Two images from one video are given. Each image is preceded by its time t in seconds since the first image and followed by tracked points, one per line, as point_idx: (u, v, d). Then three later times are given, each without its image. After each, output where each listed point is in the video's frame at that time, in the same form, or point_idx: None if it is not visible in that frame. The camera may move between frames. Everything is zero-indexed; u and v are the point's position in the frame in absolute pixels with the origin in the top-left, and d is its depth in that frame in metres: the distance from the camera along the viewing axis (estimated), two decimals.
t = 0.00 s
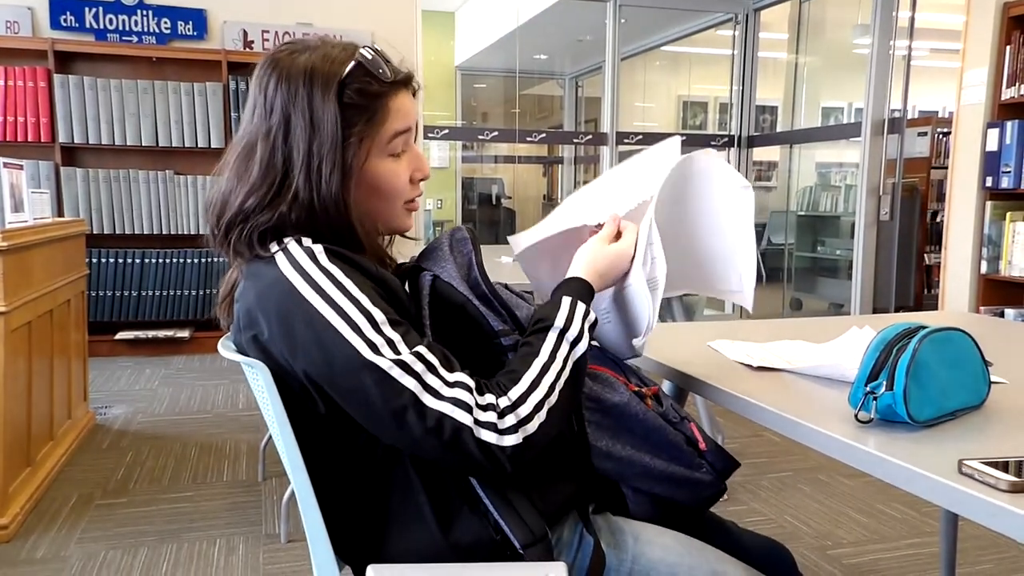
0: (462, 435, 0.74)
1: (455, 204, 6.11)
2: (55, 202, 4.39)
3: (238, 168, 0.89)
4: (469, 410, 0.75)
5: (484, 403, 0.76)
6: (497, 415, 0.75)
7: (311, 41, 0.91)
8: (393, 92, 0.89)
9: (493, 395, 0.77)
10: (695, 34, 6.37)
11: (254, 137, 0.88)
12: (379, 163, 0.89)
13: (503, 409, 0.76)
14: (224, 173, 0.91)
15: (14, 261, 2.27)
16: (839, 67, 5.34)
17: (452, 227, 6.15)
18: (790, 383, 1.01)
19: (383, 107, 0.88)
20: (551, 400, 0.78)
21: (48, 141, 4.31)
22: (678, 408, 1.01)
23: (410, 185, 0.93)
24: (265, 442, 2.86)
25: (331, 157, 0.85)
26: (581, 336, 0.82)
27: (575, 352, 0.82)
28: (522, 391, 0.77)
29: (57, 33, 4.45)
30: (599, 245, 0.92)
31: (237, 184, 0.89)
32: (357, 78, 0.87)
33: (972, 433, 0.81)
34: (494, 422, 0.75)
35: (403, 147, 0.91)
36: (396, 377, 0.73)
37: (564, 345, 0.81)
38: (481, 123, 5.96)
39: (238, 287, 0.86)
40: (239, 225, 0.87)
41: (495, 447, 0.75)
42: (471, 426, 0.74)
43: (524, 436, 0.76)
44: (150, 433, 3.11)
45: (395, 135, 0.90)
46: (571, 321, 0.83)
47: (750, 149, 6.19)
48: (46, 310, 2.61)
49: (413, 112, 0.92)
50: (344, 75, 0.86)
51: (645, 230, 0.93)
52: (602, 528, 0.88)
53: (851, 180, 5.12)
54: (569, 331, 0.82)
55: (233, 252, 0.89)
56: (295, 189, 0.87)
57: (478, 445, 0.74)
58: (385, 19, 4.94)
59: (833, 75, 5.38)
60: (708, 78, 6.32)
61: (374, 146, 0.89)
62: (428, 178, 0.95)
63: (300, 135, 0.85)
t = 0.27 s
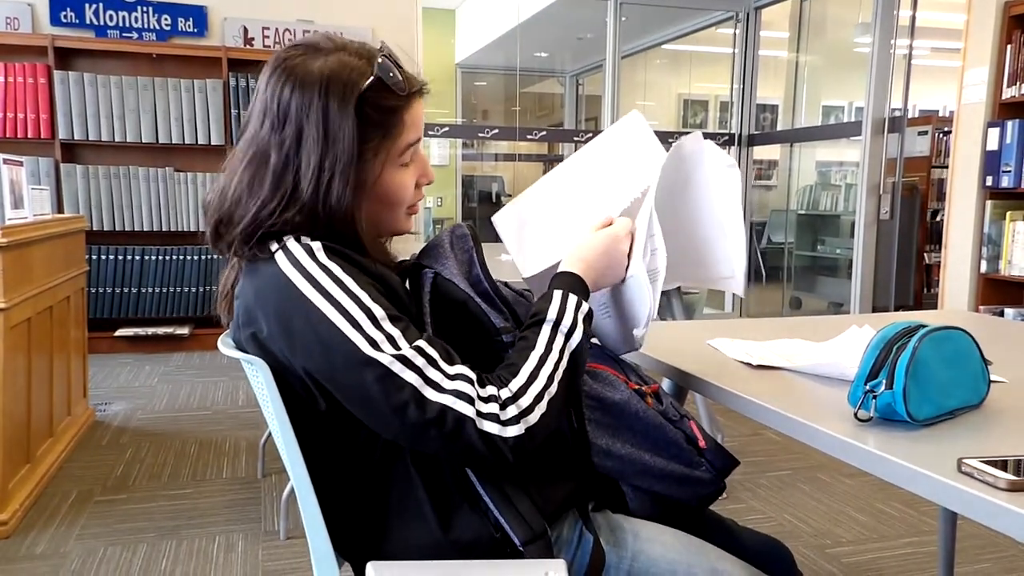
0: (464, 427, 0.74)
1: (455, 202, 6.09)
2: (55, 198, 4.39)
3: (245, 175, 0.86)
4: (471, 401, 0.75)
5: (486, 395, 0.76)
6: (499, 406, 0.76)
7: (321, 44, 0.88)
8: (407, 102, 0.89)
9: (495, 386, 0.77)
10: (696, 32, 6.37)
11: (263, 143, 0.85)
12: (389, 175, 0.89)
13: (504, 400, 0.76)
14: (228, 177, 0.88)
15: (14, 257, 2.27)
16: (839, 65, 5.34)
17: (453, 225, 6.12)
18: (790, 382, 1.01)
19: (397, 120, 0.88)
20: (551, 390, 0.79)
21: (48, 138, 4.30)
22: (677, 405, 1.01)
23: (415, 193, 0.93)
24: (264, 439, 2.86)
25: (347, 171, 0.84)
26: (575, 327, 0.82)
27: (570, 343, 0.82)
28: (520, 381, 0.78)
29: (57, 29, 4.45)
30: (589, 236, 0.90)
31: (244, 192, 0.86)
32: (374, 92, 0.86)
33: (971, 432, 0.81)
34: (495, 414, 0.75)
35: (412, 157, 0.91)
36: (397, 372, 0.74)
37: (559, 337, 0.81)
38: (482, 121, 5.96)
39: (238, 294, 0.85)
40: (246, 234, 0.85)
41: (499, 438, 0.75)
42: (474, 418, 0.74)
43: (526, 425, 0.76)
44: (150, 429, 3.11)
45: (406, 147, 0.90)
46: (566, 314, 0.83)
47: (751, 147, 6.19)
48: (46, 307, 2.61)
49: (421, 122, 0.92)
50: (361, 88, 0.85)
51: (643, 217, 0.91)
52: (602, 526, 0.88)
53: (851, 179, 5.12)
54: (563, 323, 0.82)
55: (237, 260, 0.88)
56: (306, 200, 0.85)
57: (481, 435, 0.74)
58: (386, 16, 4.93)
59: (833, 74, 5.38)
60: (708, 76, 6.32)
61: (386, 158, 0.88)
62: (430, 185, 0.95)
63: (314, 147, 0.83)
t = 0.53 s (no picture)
0: (458, 435, 0.74)
1: (455, 200, 6.10)
2: (55, 196, 4.39)
3: (249, 172, 0.86)
4: (465, 411, 0.75)
5: (480, 404, 0.75)
6: (493, 417, 0.75)
7: (325, 42, 0.88)
8: (411, 101, 0.89)
9: (490, 395, 0.77)
10: (696, 31, 6.37)
11: (267, 141, 0.85)
12: (394, 172, 0.89)
13: (499, 410, 0.76)
14: (231, 174, 0.88)
15: (14, 254, 2.27)
16: (839, 64, 5.34)
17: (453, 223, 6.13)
18: (789, 381, 1.01)
19: (403, 118, 0.88)
20: (548, 401, 0.78)
21: (48, 135, 4.30)
22: (677, 406, 1.01)
23: (417, 191, 0.93)
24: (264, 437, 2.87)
25: (353, 168, 0.84)
26: (577, 336, 0.82)
27: (572, 352, 0.82)
28: (518, 391, 0.77)
29: (57, 26, 4.45)
30: (595, 242, 0.89)
31: (249, 189, 0.86)
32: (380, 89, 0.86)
33: (970, 431, 0.81)
34: (489, 423, 0.75)
35: (415, 155, 0.92)
36: (391, 378, 0.74)
37: (561, 345, 0.81)
38: (482, 119, 5.96)
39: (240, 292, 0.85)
40: (253, 233, 0.85)
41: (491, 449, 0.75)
42: (466, 427, 0.74)
43: (520, 436, 0.76)
44: (149, 427, 3.11)
45: (410, 145, 0.90)
46: (569, 321, 0.82)
47: (751, 146, 6.18)
48: (46, 304, 2.62)
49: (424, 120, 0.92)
50: (368, 85, 0.85)
51: (655, 222, 0.91)
52: (601, 525, 0.89)
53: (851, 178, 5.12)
54: (566, 331, 0.82)
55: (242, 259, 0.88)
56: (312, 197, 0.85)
57: (473, 445, 0.74)
58: (386, 14, 4.93)
59: (834, 73, 5.38)
60: (708, 75, 6.33)
61: (390, 156, 0.88)
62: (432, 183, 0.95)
63: (320, 144, 0.83)
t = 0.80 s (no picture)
0: (450, 445, 0.74)
1: (455, 199, 6.17)
2: (55, 193, 4.39)
3: (250, 164, 0.86)
4: (458, 420, 0.74)
5: (474, 414, 0.75)
6: (486, 427, 0.75)
7: (322, 33, 0.89)
8: (408, 89, 0.89)
9: (484, 404, 0.77)
10: (697, 29, 6.37)
11: (267, 132, 0.85)
12: (393, 161, 0.89)
13: (493, 420, 0.76)
14: (232, 167, 0.88)
15: (14, 252, 2.27)
16: (840, 63, 5.33)
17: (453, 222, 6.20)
18: (790, 380, 1.01)
19: (401, 106, 0.88)
20: (543, 411, 0.78)
21: (48, 132, 4.30)
22: (677, 404, 1.01)
23: (416, 182, 0.93)
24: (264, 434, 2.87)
25: (355, 157, 0.84)
26: (577, 342, 0.82)
27: (570, 360, 0.82)
28: (512, 401, 0.77)
29: (58, 24, 4.45)
30: (595, 245, 0.89)
31: (251, 180, 0.86)
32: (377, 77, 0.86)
33: (971, 431, 0.81)
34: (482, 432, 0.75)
35: (413, 145, 0.92)
36: (387, 384, 0.74)
37: (559, 352, 0.81)
38: (482, 117, 5.96)
39: (242, 286, 0.85)
40: (256, 224, 0.85)
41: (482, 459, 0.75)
42: (459, 437, 0.74)
43: (511, 446, 0.76)
44: (150, 425, 3.11)
45: (409, 133, 0.90)
46: (568, 327, 0.82)
47: (751, 145, 6.18)
48: (46, 302, 2.62)
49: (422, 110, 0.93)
50: (366, 73, 0.85)
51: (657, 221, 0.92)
52: (601, 524, 0.89)
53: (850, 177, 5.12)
54: (566, 337, 0.81)
55: (244, 252, 0.88)
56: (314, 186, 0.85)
57: (465, 455, 0.74)
58: (387, 12, 4.94)
59: (834, 72, 5.37)
60: (709, 74, 6.33)
61: (389, 145, 0.88)
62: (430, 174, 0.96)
63: (321, 133, 0.83)
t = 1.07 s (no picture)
0: (440, 447, 0.74)
1: (456, 198, 6.10)
2: (56, 192, 4.39)
3: (248, 150, 0.87)
4: (449, 420, 0.74)
5: (465, 416, 0.76)
6: (478, 428, 0.75)
7: (318, 24, 0.90)
8: (403, 77, 0.90)
9: (477, 407, 0.77)
10: (697, 29, 6.37)
11: (265, 120, 0.86)
12: (390, 149, 0.90)
13: (485, 422, 0.76)
14: (229, 156, 0.88)
15: (14, 250, 2.27)
16: (841, 62, 5.33)
17: (453, 220, 6.19)
18: (790, 379, 1.01)
19: (397, 94, 0.89)
20: (536, 416, 0.78)
21: (49, 131, 4.30)
22: (677, 404, 1.01)
23: (411, 173, 0.93)
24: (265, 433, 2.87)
25: (351, 141, 0.85)
26: (576, 347, 0.82)
27: (567, 367, 0.82)
28: (505, 402, 0.77)
29: (58, 22, 4.45)
30: (590, 260, 0.94)
31: (250, 166, 0.86)
32: (372, 64, 0.87)
33: (972, 430, 0.81)
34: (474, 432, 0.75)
35: (409, 135, 0.92)
36: (379, 382, 0.73)
37: (557, 358, 0.81)
38: (482, 116, 5.96)
39: (240, 275, 0.84)
40: (255, 212, 0.85)
41: (473, 462, 0.75)
42: (450, 438, 0.74)
43: (501, 449, 0.76)
44: (150, 423, 3.12)
45: (404, 122, 0.90)
46: (566, 332, 0.82)
47: (752, 144, 6.18)
48: (47, 301, 2.62)
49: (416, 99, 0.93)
50: (361, 60, 0.86)
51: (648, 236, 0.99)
52: (600, 523, 0.88)
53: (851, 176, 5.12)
54: (563, 344, 0.82)
55: (243, 242, 0.88)
56: (311, 172, 0.85)
57: (456, 457, 0.74)
58: (388, 11, 4.94)
59: (835, 71, 5.37)
60: (709, 73, 6.33)
61: (385, 132, 0.89)
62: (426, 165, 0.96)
63: (318, 118, 0.84)
